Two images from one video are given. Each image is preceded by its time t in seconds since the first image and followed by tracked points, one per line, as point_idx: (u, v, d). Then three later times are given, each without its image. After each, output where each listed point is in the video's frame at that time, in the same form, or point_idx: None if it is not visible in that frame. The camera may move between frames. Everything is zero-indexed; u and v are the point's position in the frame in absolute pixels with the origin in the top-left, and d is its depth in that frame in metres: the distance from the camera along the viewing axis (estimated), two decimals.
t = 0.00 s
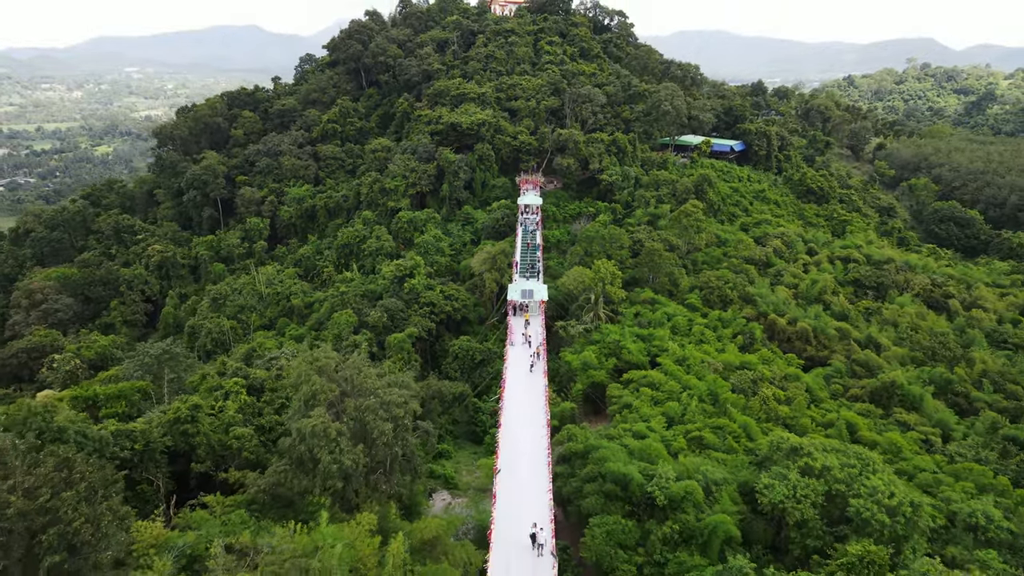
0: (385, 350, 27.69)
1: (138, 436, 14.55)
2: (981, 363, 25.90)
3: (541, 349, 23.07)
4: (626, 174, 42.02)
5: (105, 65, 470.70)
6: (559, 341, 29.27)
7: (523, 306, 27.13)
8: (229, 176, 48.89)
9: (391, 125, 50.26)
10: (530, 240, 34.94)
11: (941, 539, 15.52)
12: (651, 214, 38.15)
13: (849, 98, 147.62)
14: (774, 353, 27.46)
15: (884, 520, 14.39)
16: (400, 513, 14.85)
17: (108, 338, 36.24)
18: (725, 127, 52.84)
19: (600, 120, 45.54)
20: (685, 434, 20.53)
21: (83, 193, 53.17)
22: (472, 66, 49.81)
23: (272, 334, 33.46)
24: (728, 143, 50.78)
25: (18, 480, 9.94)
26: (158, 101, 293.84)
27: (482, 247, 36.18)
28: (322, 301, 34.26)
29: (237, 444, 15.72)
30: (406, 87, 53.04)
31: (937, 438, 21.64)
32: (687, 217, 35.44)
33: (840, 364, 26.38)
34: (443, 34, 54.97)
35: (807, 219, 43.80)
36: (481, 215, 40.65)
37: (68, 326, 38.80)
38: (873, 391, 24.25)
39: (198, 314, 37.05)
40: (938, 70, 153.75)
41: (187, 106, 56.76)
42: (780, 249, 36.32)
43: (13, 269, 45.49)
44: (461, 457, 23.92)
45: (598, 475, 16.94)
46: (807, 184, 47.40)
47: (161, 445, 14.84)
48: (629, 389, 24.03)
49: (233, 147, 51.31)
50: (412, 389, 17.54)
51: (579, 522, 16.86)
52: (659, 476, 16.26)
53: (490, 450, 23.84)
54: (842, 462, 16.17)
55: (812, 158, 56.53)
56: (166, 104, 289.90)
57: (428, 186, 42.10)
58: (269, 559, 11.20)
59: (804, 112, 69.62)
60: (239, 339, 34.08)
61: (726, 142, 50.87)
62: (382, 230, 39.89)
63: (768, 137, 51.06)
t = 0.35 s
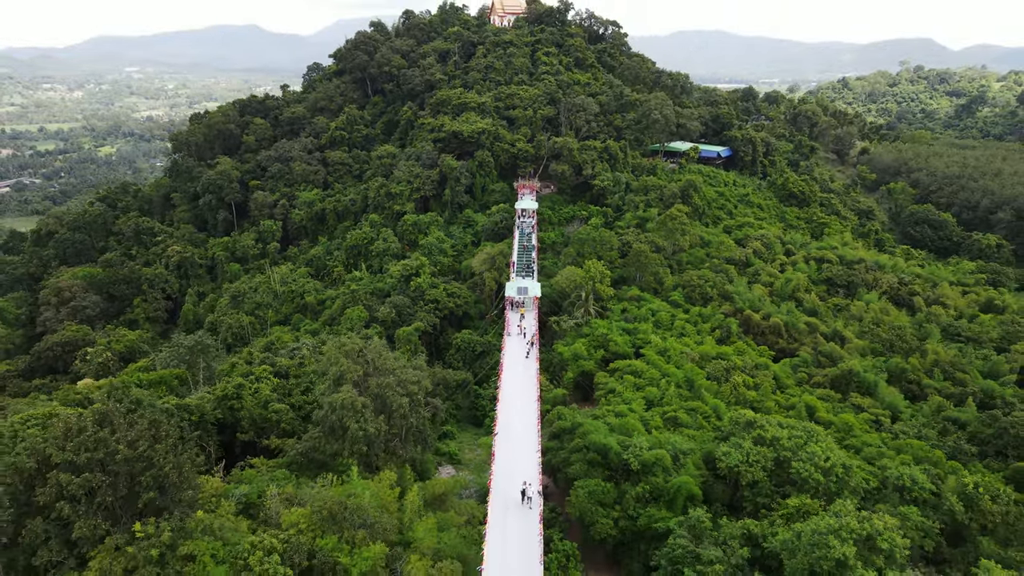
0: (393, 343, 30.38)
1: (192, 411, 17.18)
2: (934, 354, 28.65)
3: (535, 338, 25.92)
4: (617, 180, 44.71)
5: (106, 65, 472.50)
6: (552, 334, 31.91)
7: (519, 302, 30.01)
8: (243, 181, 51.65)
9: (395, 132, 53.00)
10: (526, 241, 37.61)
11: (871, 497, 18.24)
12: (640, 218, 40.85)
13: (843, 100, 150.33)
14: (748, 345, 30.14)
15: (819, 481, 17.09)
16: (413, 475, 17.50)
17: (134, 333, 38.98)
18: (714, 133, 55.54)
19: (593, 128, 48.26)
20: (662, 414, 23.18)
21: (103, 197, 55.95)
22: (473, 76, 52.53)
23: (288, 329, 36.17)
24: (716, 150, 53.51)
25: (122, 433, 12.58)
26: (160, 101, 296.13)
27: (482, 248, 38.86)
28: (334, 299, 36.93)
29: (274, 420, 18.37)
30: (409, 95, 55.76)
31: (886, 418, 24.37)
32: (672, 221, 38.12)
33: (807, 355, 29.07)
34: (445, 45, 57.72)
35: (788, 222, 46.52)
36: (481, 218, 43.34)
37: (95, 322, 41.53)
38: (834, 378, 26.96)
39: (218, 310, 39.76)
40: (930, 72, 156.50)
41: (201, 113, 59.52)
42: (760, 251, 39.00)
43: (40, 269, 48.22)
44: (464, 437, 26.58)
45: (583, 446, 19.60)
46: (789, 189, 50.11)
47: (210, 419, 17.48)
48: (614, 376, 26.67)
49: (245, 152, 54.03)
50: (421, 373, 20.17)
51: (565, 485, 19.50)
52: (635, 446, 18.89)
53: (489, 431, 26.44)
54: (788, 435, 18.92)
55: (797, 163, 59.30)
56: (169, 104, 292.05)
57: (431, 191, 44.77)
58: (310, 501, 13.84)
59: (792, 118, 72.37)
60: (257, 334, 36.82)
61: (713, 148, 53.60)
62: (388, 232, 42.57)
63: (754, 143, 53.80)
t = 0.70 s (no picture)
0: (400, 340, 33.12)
1: (233, 397, 19.90)
2: (893, 350, 31.41)
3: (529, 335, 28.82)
4: (609, 188, 47.45)
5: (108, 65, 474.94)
6: (547, 332, 34.63)
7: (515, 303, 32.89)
8: (254, 188, 54.41)
9: (399, 141, 55.76)
10: (522, 246, 40.33)
11: (820, 473, 20.93)
12: (630, 224, 43.56)
13: (837, 103, 153.01)
14: (726, 342, 32.88)
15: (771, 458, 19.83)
16: (421, 452, 20.16)
17: (156, 331, 41.73)
18: (702, 141, 58.30)
19: (587, 138, 51.01)
20: (643, 403, 25.90)
21: (121, 202, 58.72)
22: (473, 88, 55.27)
23: (302, 327, 38.90)
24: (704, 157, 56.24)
25: (189, 412, 15.43)
26: (163, 102, 298.83)
27: (482, 253, 41.54)
28: (344, 300, 39.68)
29: (301, 406, 21.07)
30: (412, 106, 58.52)
31: (845, 407, 27.13)
32: (659, 227, 40.85)
33: (779, 351, 31.79)
34: (446, 57, 60.48)
35: (771, 227, 49.23)
36: (481, 223, 46.07)
37: (118, 321, 44.29)
38: (801, 372, 29.71)
39: (235, 310, 42.50)
40: (924, 75, 159.13)
41: (213, 123, 62.32)
42: (742, 256, 41.79)
43: (63, 271, 50.97)
44: (465, 424, 29.29)
45: (569, 429, 22.31)
46: (773, 195, 52.88)
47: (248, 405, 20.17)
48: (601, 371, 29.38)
49: (257, 160, 56.76)
50: (429, 366, 22.88)
51: (554, 463, 22.15)
52: (615, 429, 21.63)
53: (488, 420, 29.06)
54: (748, 420, 21.61)
55: (783, 169, 62.04)
56: (172, 105, 294.69)
57: (434, 198, 47.51)
58: (337, 470, 16.49)
59: (781, 125, 75.11)
60: (272, 332, 39.55)
61: (702, 156, 56.33)
62: (394, 237, 45.32)
63: (740, 152, 56.57)
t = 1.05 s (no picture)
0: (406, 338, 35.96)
1: (262, 386, 22.68)
2: (859, 347, 34.22)
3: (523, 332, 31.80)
4: (602, 195, 50.25)
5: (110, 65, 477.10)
6: (542, 330, 37.42)
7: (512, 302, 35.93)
8: (265, 194, 57.22)
9: (403, 150, 58.58)
10: (519, 251, 43.16)
11: (780, 453, 23.71)
12: (620, 229, 46.36)
13: (832, 105, 155.57)
14: (707, 339, 35.68)
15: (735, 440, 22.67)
16: (428, 434, 22.92)
17: (177, 329, 44.55)
18: (692, 149, 61.12)
19: (581, 147, 53.82)
20: (627, 394, 28.71)
21: (137, 207, 61.51)
22: (473, 99, 58.10)
23: (313, 326, 41.72)
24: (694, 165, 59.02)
25: (233, 395, 18.28)
26: (165, 103, 301.03)
27: (482, 257, 44.36)
28: (353, 301, 42.55)
29: (322, 395, 23.86)
30: (415, 115, 61.34)
31: (810, 396, 29.95)
32: (647, 233, 43.68)
33: (754, 348, 34.58)
34: (447, 68, 63.30)
35: (755, 231, 52.05)
36: (480, 228, 48.87)
37: (139, 320, 47.11)
38: (773, 366, 32.54)
39: (250, 310, 45.30)
40: (916, 79, 161.80)
41: (225, 130, 65.14)
42: (726, 260, 44.69)
43: (84, 272, 53.78)
44: (466, 412, 32.08)
45: (559, 415, 25.11)
46: (758, 201, 55.70)
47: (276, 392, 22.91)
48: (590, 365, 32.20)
49: (267, 167, 59.58)
50: (434, 360, 25.70)
51: (544, 446, 24.92)
52: (599, 415, 24.46)
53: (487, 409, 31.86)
54: (717, 408, 24.39)
55: (770, 175, 64.83)
56: (174, 105, 296.04)
57: (436, 204, 50.32)
58: (357, 446, 19.27)
59: (770, 131, 77.91)
60: (286, 330, 42.33)
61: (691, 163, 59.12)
62: (398, 241, 48.14)
63: (727, 159, 59.40)
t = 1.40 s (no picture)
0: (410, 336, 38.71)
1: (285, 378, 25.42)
2: (830, 344, 37.01)
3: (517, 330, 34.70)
4: (595, 201, 52.96)
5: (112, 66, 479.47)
6: (536, 329, 40.15)
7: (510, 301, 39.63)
8: (274, 199, 60.00)
9: (406, 157, 61.35)
10: (516, 255, 45.91)
11: (748, 438, 26.46)
12: (611, 233, 49.09)
13: (826, 107, 158.05)
14: (689, 336, 38.43)
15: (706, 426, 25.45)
16: (432, 420, 25.65)
17: (193, 328, 47.28)
18: (682, 155, 63.80)
19: (575, 155, 56.58)
20: (613, 387, 31.48)
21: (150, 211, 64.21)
22: (473, 108, 60.85)
23: (323, 324, 44.45)
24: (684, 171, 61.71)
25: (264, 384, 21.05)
26: (168, 104, 303.58)
27: (481, 260, 47.09)
28: (360, 301, 45.28)
29: (337, 386, 26.64)
30: (417, 123, 64.07)
31: (781, 389, 32.73)
32: (636, 236, 46.40)
33: (733, 345, 37.34)
34: (448, 78, 66.05)
35: (740, 234, 54.80)
36: (478, 232, 51.54)
37: (157, 319, 49.83)
38: (749, 361, 35.28)
39: (262, 309, 48.02)
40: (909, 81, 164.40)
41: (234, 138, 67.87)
42: (710, 262, 47.43)
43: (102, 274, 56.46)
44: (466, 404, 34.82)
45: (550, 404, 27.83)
46: (744, 205, 58.42)
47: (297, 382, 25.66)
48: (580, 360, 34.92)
49: (275, 173, 62.30)
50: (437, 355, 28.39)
51: (536, 431, 27.58)
52: (586, 404, 27.20)
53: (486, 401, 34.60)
54: (692, 398, 27.16)
55: (757, 179, 67.55)
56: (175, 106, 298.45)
57: (437, 210, 53.10)
58: (372, 429, 22.03)
59: (760, 137, 80.65)
60: (297, 329, 45.09)
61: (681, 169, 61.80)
62: (402, 244, 50.91)
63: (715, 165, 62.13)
